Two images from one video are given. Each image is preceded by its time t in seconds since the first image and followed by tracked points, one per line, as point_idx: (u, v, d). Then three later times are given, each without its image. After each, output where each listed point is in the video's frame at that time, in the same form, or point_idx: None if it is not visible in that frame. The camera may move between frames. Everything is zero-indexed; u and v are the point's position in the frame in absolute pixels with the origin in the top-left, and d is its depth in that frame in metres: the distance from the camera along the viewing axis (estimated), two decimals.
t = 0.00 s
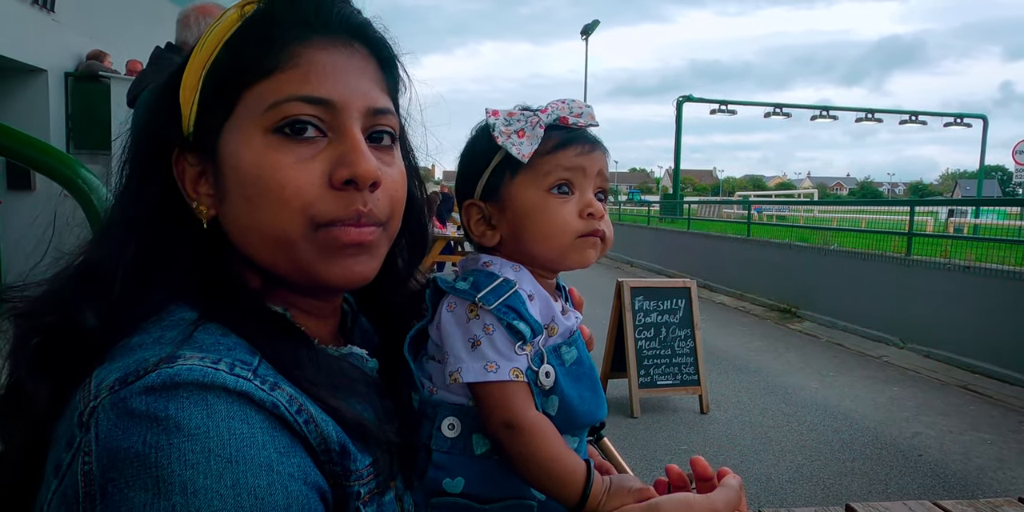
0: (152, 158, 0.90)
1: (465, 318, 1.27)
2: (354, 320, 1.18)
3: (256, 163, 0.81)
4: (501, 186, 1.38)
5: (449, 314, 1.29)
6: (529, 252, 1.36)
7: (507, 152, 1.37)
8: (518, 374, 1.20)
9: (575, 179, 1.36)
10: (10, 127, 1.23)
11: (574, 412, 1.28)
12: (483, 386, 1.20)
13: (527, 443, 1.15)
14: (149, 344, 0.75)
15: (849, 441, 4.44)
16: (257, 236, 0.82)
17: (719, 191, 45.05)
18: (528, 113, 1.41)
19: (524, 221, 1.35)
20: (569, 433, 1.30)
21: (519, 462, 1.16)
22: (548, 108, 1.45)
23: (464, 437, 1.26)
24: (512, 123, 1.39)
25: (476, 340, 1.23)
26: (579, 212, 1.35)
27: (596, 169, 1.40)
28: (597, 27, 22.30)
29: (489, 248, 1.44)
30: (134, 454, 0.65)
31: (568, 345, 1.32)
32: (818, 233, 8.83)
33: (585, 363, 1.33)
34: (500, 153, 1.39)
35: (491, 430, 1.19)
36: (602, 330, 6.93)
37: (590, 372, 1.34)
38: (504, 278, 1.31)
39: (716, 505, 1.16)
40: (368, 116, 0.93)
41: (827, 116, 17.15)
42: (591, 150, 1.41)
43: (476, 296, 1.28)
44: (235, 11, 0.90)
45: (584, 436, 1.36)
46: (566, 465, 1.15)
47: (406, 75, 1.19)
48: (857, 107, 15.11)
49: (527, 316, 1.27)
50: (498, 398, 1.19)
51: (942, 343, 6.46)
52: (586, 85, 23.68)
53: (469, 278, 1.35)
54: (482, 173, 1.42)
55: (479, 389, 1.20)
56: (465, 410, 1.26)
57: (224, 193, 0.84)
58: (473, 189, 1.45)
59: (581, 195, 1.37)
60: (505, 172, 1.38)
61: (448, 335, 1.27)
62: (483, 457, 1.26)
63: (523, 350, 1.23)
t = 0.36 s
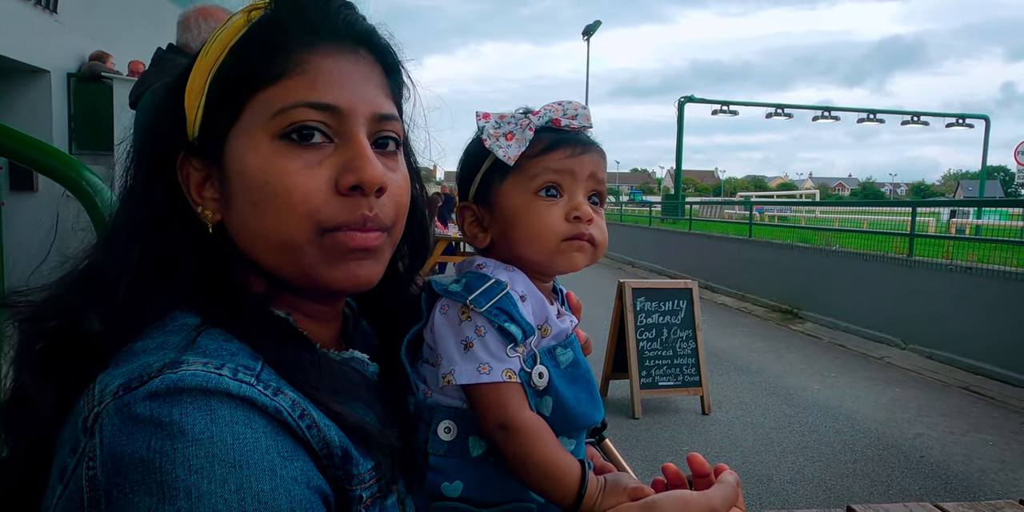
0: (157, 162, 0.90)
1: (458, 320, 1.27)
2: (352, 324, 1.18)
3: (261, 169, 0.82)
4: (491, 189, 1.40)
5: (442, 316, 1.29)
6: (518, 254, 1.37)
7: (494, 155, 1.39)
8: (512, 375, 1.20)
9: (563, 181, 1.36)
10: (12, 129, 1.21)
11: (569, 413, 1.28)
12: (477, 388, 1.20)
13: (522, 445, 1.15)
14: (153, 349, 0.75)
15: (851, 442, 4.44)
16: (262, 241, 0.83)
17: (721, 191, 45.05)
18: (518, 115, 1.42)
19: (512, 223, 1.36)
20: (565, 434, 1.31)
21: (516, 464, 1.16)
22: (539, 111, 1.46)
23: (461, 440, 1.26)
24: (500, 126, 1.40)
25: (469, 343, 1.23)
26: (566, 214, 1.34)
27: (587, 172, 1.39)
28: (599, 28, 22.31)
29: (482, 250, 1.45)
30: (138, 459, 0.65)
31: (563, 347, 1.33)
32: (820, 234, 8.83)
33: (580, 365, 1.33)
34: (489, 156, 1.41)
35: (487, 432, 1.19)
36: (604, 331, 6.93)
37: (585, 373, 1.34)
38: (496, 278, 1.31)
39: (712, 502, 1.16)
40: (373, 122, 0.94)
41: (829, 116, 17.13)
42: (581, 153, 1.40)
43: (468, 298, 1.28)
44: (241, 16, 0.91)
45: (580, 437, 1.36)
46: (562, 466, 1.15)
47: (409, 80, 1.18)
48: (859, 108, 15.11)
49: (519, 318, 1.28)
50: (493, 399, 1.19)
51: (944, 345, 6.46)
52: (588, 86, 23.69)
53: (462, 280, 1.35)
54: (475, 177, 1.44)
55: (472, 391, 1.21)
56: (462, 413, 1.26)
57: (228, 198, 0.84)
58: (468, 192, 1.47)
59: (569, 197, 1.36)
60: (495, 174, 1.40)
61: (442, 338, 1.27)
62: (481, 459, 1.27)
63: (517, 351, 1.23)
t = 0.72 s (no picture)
0: (161, 165, 0.91)
1: (458, 321, 1.27)
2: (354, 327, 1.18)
3: (268, 172, 0.82)
4: (497, 188, 1.40)
5: (442, 318, 1.30)
6: (524, 254, 1.37)
7: (502, 153, 1.39)
8: (513, 376, 1.20)
9: (570, 181, 1.37)
10: (14, 129, 1.19)
11: (570, 415, 1.29)
12: (478, 390, 1.20)
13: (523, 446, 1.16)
14: (157, 351, 0.76)
15: (853, 443, 4.44)
16: (269, 245, 0.83)
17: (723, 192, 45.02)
18: (526, 115, 1.42)
19: (517, 223, 1.36)
20: (566, 436, 1.31)
21: (517, 465, 1.16)
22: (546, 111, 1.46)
23: (462, 441, 1.26)
24: (508, 125, 1.40)
25: (470, 344, 1.24)
26: (573, 214, 1.35)
27: (592, 173, 1.40)
28: (600, 28, 22.27)
29: (486, 250, 1.45)
30: (142, 460, 0.66)
31: (564, 348, 1.33)
32: (823, 235, 8.82)
33: (581, 365, 1.34)
34: (496, 154, 1.41)
35: (488, 434, 1.20)
36: (606, 332, 6.92)
37: (587, 374, 1.34)
38: (495, 280, 1.31)
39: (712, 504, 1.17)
40: (379, 125, 0.94)
41: (831, 116, 17.11)
42: (586, 154, 1.41)
43: (468, 300, 1.28)
44: (245, 20, 0.91)
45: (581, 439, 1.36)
46: (563, 467, 1.15)
47: (410, 82, 1.19)
48: (860, 108, 15.10)
49: (518, 319, 1.28)
50: (494, 401, 1.19)
51: (947, 346, 6.44)
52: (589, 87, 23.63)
53: (462, 281, 1.36)
54: (479, 176, 1.44)
55: (474, 393, 1.21)
56: (463, 416, 1.26)
57: (233, 202, 0.85)
58: (471, 191, 1.47)
59: (575, 198, 1.37)
60: (500, 173, 1.40)
61: (442, 340, 1.28)
62: (482, 460, 1.27)
63: (518, 353, 1.23)
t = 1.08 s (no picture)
0: (162, 166, 0.91)
1: (459, 323, 1.27)
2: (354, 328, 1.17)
3: (275, 175, 0.82)
4: (507, 183, 1.38)
5: (444, 320, 1.29)
6: (536, 250, 1.36)
7: (513, 147, 1.37)
8: (513, 378, 1.20)
9: (579, 176, 1.38)
10: (10, 129, 1.18)
11: (571, 416, 1.28)
12: (479, 392, 1.20)
13: (525, 448, 1.16)
14: (161, 352, 0.76)
15: (856, 445, 4.42)
16: (277, 247, 0.83)
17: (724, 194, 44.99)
18: (532, 111, 1.41)
19: (530, 218, 1.35)
20: (567, 435, 1.30)
21: (519, 467, 1.16)
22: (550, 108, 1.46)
23: (465, 442, 1.26)
24: (516, 121, 1.39)
25: (470, 347, 1.24)
26: (585, 208, 1.36)
27: (597, 169, 1.41)
28: (601, 30, 22.28)
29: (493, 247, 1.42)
30: (146, 461, 0.66)
31: (565, 348, 1.33)
32: (825, 237, 8.80)
33: (582, 364, 1.33)
34: (505, 149, 1.39)
35: (489, 436, 1.19)
36: (608, 334, 6.91)
37: (588, 374, 1.34)
38: (495, 281, 1.31)
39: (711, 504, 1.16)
40: (386, 127, 0.95)
41: (833, 118, 17.09)
42: (592, 150, 1.42)
43: (467, 302, 1.28)
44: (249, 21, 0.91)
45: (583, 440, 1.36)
46: (564, 469, 1.15)
47: (412, 84, 1.19)
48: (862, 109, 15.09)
49: (518, 320, 1.27)
50: (495, 403, 1.19)
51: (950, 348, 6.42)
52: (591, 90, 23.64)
53: (461, 283, 1.35)
54: (484, 172, 1.42)
55: (474, 396, 1.21)
56: (464, 417, 1.26)
57: (240, 204, 0.85)
58: (475, 188, 1.44)
59: (584, 193, 1.38)
60: (509, 169, 1.38)
61: (442, 342, 1.27)
62: (484, 461, 1.26)
63: (519, 355, 1.23)
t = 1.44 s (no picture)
0: (166, 166, 0.90)
1: (480, 322, 1.26)
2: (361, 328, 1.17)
3: (280, 174, 0.81)
4: (530, 183, 1.37)
5: (464, 319, 1.28)
6: (563, 249, 1.36)
7: (537, 147, 1.37)
8: (534, 379, 1.19)
9: (599, 175, 1.39)
10: (14, 128, 1.18)
11: (589, 419, 1.28)
12: (499, 392, 1.19)
13: (542, 451, 1.16)
14: (166, 352, 0.75)
15: (860, 447, 4.41)
16: (280, 247, 0.83)
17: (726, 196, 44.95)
18: (550, 110, 1.41)
19: (557, 218, 1.35)
20: (584, 439, 1.29)
21: (535, 470, 1.16)
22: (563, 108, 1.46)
23: (478, 444, 1.25)
24: (537, 120, 1.38)
25: (492, 346, 1.22)
26: (609, 205, 1.37)
27: (612, 168, 1.43)
28: (603, 33, 22.29)
29: (515, 247, 1.40)
30: (152, 462, 0.65)
31: (583, 350, 1.32)
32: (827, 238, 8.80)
33: (599, 367, 1.32)
34: (527, 148, 1.38)
35: (506, 438, 1.19)
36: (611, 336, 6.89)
37: (604, 376, 1.33)
38: (517, 281, 1.30)
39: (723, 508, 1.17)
40: (391, 126, 0.94)
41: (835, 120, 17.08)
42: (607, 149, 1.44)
43: (490, 300, 1.26)
44: (253, 20, 0.90)
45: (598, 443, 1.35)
46: (580, 472, 1.16)
47: (418, 83, 1.18)
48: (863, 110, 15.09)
49: (543, 321, 1.25)
50: (513, 406, 1.18)
51: (954, 349, 6.39)
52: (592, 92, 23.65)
53: (481, 283, 1.34)
54: (504, 172, 1.40)
55: (494, 396, 1.20)
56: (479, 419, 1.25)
57: (244, 203, 0.84)
58: (494, 189, 1.42)
59: (605, 191, 1.39)
60: (531, 168, 1.37)
61: (462, 341, 1.26)
62: (497, 463, 1.26)
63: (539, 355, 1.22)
